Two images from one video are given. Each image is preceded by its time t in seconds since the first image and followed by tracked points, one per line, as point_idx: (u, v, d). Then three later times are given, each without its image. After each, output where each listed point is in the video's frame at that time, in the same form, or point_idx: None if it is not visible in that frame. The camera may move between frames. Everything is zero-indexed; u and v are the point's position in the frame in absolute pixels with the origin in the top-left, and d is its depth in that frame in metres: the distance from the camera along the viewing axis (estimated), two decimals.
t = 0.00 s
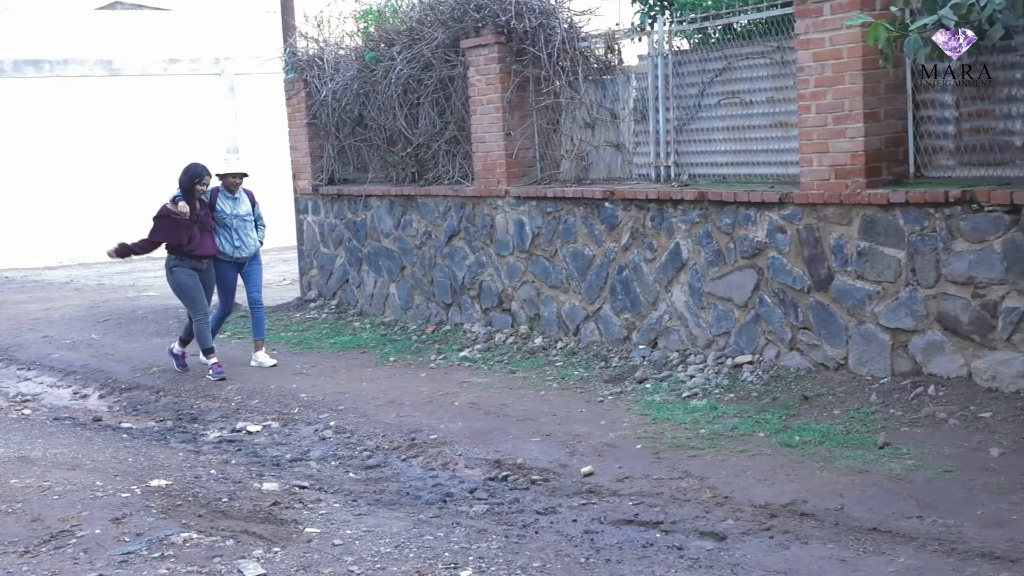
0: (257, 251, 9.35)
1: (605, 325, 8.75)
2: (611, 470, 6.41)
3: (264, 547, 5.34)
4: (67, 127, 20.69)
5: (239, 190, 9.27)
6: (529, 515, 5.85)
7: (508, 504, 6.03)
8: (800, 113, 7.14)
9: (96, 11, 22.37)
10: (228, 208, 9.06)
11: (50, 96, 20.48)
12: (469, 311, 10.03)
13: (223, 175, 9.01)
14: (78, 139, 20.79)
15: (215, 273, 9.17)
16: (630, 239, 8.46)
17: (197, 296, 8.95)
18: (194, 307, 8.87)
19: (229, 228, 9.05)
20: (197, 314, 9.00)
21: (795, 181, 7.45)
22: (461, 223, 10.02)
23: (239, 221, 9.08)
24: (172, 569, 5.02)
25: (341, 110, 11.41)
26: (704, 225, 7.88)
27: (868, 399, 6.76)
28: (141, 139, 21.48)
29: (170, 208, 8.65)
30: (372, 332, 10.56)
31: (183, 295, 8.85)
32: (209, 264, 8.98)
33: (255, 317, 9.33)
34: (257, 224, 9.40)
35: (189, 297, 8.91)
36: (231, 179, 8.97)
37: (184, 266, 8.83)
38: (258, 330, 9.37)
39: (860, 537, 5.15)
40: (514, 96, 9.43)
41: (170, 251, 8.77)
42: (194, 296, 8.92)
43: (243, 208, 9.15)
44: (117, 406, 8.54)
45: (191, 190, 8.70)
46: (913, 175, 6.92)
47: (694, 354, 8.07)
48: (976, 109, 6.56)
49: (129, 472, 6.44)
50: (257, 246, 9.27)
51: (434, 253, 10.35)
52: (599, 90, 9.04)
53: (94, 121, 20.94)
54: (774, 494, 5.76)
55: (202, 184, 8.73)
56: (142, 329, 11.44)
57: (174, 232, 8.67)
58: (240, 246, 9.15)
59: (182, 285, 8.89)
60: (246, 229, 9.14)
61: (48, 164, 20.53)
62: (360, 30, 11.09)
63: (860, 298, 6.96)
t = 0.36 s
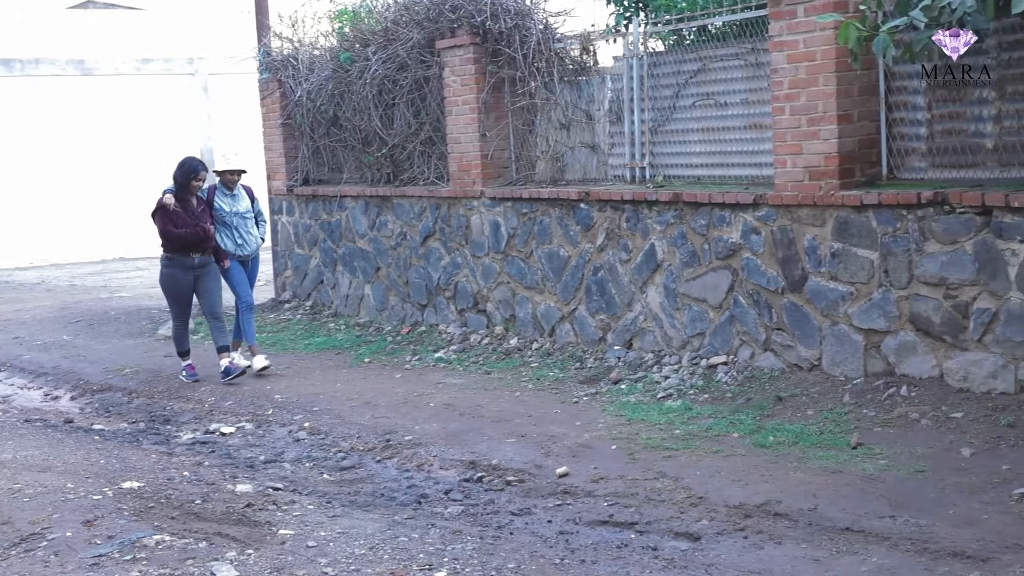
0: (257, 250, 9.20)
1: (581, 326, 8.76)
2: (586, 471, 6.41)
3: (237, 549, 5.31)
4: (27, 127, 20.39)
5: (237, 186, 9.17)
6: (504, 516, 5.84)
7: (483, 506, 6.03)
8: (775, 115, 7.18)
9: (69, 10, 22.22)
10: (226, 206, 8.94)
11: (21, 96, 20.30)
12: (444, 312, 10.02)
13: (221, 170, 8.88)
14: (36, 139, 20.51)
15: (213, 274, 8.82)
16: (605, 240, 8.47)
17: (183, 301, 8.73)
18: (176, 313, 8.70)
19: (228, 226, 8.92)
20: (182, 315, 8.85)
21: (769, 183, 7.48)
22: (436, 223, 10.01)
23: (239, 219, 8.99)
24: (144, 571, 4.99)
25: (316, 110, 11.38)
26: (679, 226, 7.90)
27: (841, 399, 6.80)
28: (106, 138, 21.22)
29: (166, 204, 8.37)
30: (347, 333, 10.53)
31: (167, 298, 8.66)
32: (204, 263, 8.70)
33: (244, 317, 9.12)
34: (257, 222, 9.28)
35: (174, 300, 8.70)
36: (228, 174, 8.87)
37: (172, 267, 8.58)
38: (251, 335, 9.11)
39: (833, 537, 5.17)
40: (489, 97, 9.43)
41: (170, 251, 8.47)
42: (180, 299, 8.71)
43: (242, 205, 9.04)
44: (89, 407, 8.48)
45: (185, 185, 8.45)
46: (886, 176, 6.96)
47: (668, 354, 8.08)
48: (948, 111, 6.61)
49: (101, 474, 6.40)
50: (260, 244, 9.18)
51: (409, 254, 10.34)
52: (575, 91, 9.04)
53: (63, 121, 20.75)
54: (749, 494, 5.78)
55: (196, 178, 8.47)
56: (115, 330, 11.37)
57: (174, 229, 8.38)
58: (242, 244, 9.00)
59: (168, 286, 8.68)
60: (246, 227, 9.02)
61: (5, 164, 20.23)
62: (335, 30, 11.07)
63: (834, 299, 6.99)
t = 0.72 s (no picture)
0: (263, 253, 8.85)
1: (559, 327, 8.76)
2: (565, 473, 6.40)
3: (214, 552, 5.28)
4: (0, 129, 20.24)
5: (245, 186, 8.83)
6: (482, 518, 5.83)
7: (462, 508, 6.01)
8: (752, 117, 7.20)
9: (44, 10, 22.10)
10: (234, 207, 8.60)
11: None
12: (422, 314, 10.00)
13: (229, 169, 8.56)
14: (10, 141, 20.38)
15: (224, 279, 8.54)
16: (583, 242, 8.47)
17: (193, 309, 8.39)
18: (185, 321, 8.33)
19: (236, 226, 8.58)
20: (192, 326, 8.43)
21: (746, 185, 7.51)
22: (414, 225, 9.99)
23: (247, 219, 8.64)
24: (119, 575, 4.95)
25: (293, 112, 11.34)
26: (657, 228, 7.92)
27: (818, 401, 6.83)
28: (81, 140, 21.10)
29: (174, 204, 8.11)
30: (324, 336, 10.49)
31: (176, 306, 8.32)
32: (212, 267, 8.40)
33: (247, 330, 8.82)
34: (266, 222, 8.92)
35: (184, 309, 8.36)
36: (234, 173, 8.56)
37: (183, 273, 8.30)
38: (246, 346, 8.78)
39: (811, 538, 5.19)
40: (467, 99, 9.42)
41: (176, 253, 8.20)
42: (190, 308, 8.36)
43: (250, 205, 8.70)
44: (64, 410, 8.42)
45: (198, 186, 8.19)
46: (862, 179, 7.00)
47: (647, 356, 8.09)
48: (923, 114, 6.66)
49: (76, 477, 6.35)
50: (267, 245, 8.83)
51: (387, 256, 10.31)
52: (553, 93, 9.04)
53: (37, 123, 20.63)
54: (727, 496, 5.79)
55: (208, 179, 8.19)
56: (91, 333, 11.29)
57: (182, 230, 8.11)
58: (250, 245, 8.66)
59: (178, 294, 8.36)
60: (254, 227, 8.68)
61: None
62: (312, 32, 11.04)
63: (811, 300, 7.02)
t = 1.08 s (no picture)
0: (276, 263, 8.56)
1: (541, 328, 8.76)
2: (547, 474, 6.41)
3: (195, 555, 5.26)
4: None
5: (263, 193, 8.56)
6: (465, 519, 5.82)
7: (444, 509, 6.00)
8: (733, 117, 7.22)
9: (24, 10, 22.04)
10: (251, 213, 8.34)
11: None
12: (405, 315, 9.99)
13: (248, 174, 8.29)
14: None
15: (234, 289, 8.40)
16: (565, 243, 8.48)
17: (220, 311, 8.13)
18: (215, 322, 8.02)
19: (250, 234, 8.32)
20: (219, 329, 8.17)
21: (728, 185, 7.52)
22: (396, 226, 9.98)
23: (262, 227, 8.37)
24: None
25: (274, 113, 11.30)
26: (639, 228, 7.92)
27: (800, 400, 6.85)
28: (60, 140, 21.10)
29: (191, 210, 7.90)
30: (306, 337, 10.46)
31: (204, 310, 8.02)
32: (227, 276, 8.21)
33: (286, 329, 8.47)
34: (280, 233, 8.65)
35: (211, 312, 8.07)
36: (252, 178, 8.30)
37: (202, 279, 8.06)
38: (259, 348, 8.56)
39: (793, 537, 5.20)
40: (448, 99, 9.42)
41: (194, 261, 7.93)
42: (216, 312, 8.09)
43: (266, 213, 8.44)
44: (44, 413, 8.36)
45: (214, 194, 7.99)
46: (844, 179, 7.02)
47: (629, 356, 8.10)
48: (904, 114, 6.68)
49: (55, 481, 6.32)
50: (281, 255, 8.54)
51: (369, 257, 10.29)
52: (534, 94, 9.03)
53: (16, 123, 20.69)
54: (709, 496, 5.79)
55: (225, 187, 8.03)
56: (71, 335, 11.23)
57: (199, 236, 7.88)
58: (262, 254, 8.39)
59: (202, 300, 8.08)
60: (269, 236, 8.41)
61: None
62: (293, 32, 11.02)
63: (792, 300, 7.04)
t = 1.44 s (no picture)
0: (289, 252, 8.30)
1: (515, 329, 8.77)
2: (520, 475, 6.40)
3: (164, 556, 5.22)
4: None
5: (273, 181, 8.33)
6: (437, 520, 5.81)
7: (417, 510, 5.98)
8: (707, 120, 7.24)
9: None
10: (261, 203, 8.08)
11: None
12: (378, 315, 9.96)
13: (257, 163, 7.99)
14: None
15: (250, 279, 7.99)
16: (539, 244, 8.48)
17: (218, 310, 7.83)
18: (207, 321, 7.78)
19: (263, 223, 8.08)
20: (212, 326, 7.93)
21: (702, 188, 7.55)
22: (370, 226, 9.95)
23: (275, 216, 8.13)
24: None
25: (247, 111, 11.21)
26: (613, 230, 7.94)
27: (772, 403, 6.88)
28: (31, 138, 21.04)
29: (198, 202, 7.54)
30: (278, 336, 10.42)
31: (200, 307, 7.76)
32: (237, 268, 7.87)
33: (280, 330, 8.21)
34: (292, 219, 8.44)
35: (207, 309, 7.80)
36: (264, 165, 8.03)
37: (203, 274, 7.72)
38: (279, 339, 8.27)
39: (764, 539, 5.22)
40: (424, 99, 9.40)
41: (201, 255, 7.61)
42: (215, 310, 7.81)
43: (278, 201, 8.20)
44: (11, 412, 8.28)
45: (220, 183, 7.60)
46: (816, 183, 7.07)
47: (602, 358, 8.11)
48: (876, 118, 6.74)
49: (23, 480, 6.26)
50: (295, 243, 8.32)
51: (343, 257, 10.27)
52: (510, 95, 9.04)
53: None
54: (680, 498, 5.81)
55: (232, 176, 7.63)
56: (41, 333, 11.14)
57: (207, 229, 7.57)
58: (276, 243, 8.16)
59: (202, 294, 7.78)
60: (283, 225, 8.18)
61: None
62: (268, 30, 10.98)
63: (765, 303, 7.08)
